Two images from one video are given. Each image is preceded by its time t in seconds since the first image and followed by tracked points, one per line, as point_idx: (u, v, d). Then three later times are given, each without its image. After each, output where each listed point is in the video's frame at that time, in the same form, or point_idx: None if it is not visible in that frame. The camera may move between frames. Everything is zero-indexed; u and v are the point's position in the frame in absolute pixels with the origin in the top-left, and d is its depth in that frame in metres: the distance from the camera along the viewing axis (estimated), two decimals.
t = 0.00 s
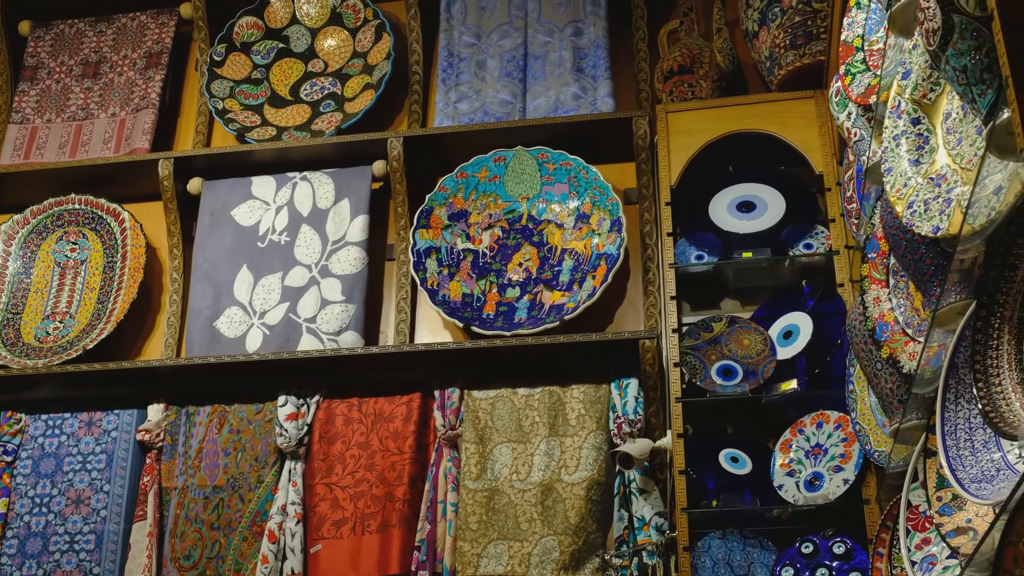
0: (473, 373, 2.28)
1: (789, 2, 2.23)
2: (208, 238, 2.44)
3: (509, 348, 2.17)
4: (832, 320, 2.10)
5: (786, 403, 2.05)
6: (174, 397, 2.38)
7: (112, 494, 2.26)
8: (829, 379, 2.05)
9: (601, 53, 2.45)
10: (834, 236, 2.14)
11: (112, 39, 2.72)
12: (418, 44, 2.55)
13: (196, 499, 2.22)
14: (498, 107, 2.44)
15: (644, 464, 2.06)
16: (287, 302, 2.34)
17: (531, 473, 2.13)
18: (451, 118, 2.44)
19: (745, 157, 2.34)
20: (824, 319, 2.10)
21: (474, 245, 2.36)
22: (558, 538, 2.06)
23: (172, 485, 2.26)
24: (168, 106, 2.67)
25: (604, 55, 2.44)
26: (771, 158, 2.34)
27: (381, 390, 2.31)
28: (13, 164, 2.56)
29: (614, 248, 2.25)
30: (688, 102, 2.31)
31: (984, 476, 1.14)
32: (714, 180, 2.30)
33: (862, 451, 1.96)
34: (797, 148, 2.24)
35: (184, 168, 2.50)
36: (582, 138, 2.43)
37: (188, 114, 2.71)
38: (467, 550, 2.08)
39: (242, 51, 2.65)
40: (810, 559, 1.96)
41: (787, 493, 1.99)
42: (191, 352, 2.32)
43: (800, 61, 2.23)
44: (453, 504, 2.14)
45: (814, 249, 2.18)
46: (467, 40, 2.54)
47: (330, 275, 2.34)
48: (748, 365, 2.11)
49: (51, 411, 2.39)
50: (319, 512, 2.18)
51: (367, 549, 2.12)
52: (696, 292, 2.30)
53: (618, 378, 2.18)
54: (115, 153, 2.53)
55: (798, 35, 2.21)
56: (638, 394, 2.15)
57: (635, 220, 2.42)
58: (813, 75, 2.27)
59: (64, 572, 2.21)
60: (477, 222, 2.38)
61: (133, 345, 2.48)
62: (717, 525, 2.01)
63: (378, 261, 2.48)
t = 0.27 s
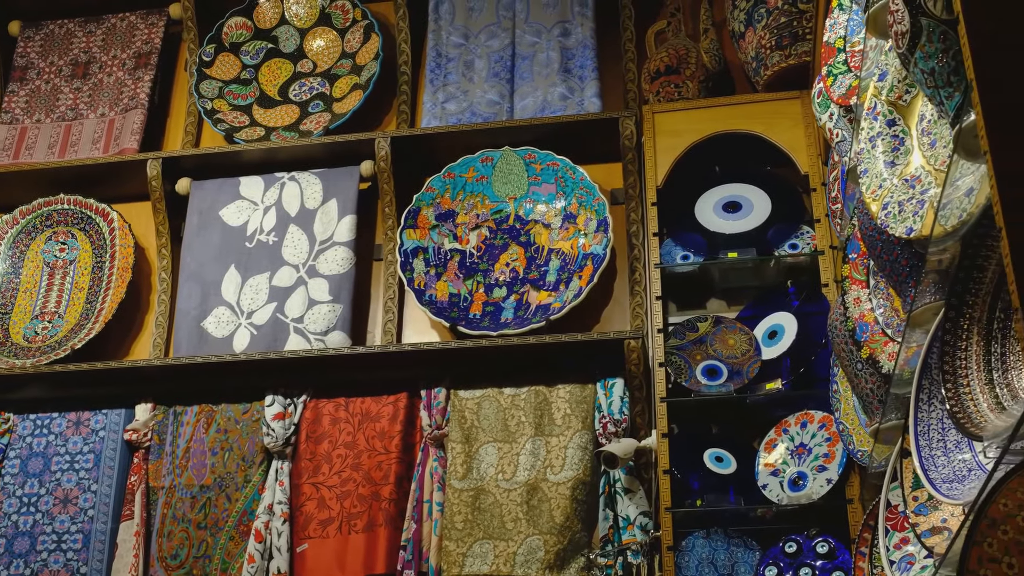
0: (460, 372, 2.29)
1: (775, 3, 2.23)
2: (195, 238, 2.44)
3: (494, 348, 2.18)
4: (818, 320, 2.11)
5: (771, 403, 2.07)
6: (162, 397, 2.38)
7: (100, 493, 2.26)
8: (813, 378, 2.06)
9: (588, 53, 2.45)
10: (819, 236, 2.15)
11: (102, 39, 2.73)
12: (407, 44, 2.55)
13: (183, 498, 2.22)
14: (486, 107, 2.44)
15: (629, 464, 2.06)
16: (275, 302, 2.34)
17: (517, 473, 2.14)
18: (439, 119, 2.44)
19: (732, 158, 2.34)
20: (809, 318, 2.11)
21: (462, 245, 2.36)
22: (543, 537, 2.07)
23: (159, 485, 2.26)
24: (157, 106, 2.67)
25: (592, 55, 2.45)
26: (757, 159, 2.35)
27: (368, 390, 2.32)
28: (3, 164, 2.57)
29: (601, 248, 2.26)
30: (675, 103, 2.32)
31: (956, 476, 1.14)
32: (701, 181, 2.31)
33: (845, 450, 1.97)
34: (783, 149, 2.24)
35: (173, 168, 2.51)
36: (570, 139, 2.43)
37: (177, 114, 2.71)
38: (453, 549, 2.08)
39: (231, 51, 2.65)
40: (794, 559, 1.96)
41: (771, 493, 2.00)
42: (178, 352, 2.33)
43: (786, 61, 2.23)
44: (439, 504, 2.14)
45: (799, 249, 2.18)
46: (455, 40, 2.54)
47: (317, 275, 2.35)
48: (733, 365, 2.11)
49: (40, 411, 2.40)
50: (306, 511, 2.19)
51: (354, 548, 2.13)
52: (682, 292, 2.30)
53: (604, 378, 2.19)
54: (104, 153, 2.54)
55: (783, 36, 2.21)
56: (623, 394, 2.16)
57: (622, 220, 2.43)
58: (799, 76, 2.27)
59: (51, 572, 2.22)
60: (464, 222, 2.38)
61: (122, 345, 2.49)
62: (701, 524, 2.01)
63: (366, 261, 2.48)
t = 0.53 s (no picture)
0: (447, 373, 2.29)
1: (762, 4, 2.24)
2: (184, 239, 2.45)
3: (482, 349, 2.19)
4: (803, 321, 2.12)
5: (757, 404, 2.07)
6: (151, 397, 2.38)
7: (88, 494, 2.27)
8: (799, 380, 2.07)
9: (576, 55, 2.46)
10: (805, 237, 2.15)
11: (92, 40, 2.73)
12: (396, 46, 2.56)
13: (171, 499, 2.23)
14: (474, 108, 2.45)
15: (614, 465, 2.07)
16: (263, 303, 2.35)
17: (503, 474, 2.14)
18: (427, 120, 2.45)
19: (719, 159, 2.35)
20: (795, 320, 2.13)
21: (450, 247, 2.37)
22: (530, 538, 2.07)
23: (147, 485, 2.27)
24: (147, 107, 2.68)
25: (580, 57, 2.45)
26: (744, 160, 2.35)
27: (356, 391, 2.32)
28: None
29: (588, 249, 2.26)
30: (662, 104, 2.32)
31: (930, 476, 1.08)
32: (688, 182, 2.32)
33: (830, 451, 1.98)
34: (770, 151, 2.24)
35: (162, 169, 2.51)
36: (558, 140, 2.44)
37: (167, 115, 2.72)
38: (440, 550, 2.08)
39: (221, 53, 2.65)
40: (778, 559, 1.96)
41: (756, 493, 2.01)
42: (166, 353, 2.33)
43: (773, 63, 2.24)
44: (426, 505, 2.15)
45: (786, 250, 2.19)
46: (445, 41, 2.55)
47: (306, 276, 2.35)
48: (719, 366, 2.11)
49: (29, 411, 2.41)
50: (293, 512, 2.19)
51: (341, 549, 2.13)
52: (670, 292, 2.30)
53: (591, 379, 2.20)
54: (93, 154, 2.54)
55: (770, 38, 2.22)
56: (610, 394, 2.17)
57: (609, 221, 2.44)
58: (786, 78, 2.28)
59: (39, 572, 2.22)
60: (452, 223, 2.39)
61: (111, 345, 2.50)
62: (686, 525, 2.02)
63: (355, 262, 2.49)
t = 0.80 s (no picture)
0: (437, 372, 2.30)
1: (752, 4, 2.24)
2: (176, 238, 2.45)
3: (471, 348, 2.19)
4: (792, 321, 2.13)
5: (746, 403, 2.07)
6: (142, 396, 2.39)
7: (79, 493, 2.27)
8: (788, 378, 2.07)
9: (567, 55, 2.46)
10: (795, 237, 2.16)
11: (85, 40, 2.74)
12: (388, 46, 2.57)
13: (162, 498, 2.23)
14: (465, 108, 2.45)
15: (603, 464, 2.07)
16: (254, 302, 2.35)
17: (493, 473, 2.14)
18: (418, 119, 2.46)
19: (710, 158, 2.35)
20: (784, 319, 2.13)
21: (440, 246, 2.37)
22: (519, 537, 2.07)
23: (138, 484, 2.27)
24: (139, 107, 2.68)
25: (571, 57, 2.46)
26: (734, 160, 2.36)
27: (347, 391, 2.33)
28: None
29: (578, 249, 2.26)
30: (652, 104, 2.33)
31: (910, 476, 1.11)
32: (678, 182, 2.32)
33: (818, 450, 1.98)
34: (760, 151, 2.25)
35: (154, 169, 2.51)
36: (549, 139, 2.44)
37: (160, 115, 2.73)
38: (429, 548, 2.09)
39: (213, 52, 2.66)
40: (767, 558, 1.97)
41: (745, 493, 2.00)
42: (158, 352, 2.34)
43: (763, 63, 2.24)
44: (416, 503, 2.16)
45: (775, 250, 2.19)
46: (436, 41, 2.56)
47: (297, 276, 2.35)
48: (708, 365, 2.12)
49: (21, 411, 2.42)
50: (283, 511, 2.20)
51: (330, 548, 2.13)
52: (660, 291, 2.30)
53: (580, 378, 2.21)
54: (85, 153, 2.54)
55: (760, 38, 2.22)
56: (599, 394, 2.17)
57: (600, 221, 2.44)
58: (775, 78, 2.28)
59: (30, 571, 2.22)
60: (443, 223, 2.39)
61: (103, 345, 2.50)
62: (675, 523, 2.02)
63: (346, 261, 2.49)
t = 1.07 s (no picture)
0: (428, 372, 2.30)
1: (742, 4, 2.24)
2: (168, 238, 2.46)
3: (462, 348, 2.19)
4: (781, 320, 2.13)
5: (736, 403, 2.07)
6: (134, 396, 2.39)
7: (70, 492, 2.28)
8: (777, 379, 2.09)
9: (558, 55, 2.47)
10: (784, 237, 2.16)
11: (78, 40, 2.75)
12: (379, 46, 2.57)
13: (153, 497, 2.24)
14: (456, 108, 2.46)
15: (593, 463, 2.07)
16: (245, 302, 2.36)
17: (483, 472, 2.15)
18: (410, 120, 2.46)
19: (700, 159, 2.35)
20: (773, 318, 2.14)
21: (432, 246, 2.37)
22: (509, 536, 2.07)
23: (129, 483, 2.27)
24: (132, 107, 2.69)
25: (562, 57, 2.46)
26: (725, 160, 2.36)
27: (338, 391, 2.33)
28: None
29: (569, 249, 2.26)
30: (643, 105, 2.33)
31: (890, 475, 1.13)
32: (669, 182, 2.32)
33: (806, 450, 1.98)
34: (750, 151, 2.25)
35: (146, 169, 2.52)
36: (539, 140, 2.45)
37: (152, 115, 2.73)
38: (419, 548, 2.09)
39: (205, 53, 2.66)
40: (755, 557, 1.97)
41: (733, 492, 2.01)
42: (149, 352, 2.34)
43: (753, 64, 2.24)
44: (406, 503, 2.16)
45: (765, 250, 2.19)
46: (428, 42, 2.56)
47: (288, 276, 2.36)
48: (697, 365, 2.12)
49: (13, 410, 2.42)
50: (274, 510, 2.20)
51: (321, 547, 2.14)
52: (651, 291, 2.31)
53: (570, 378, 2.21)
54: (77, 154, 2.55)
55: (750, 38, 2.22)
56: (588, 394, 2.17)
57: (590, 221, 2.45)
58: (766, 79, 2.28)
59: (21, 570, 2.23)
60: (434, 223, 2.39)
61: (95, 344, 2.51)
62: (664, 523, 2.03)
63: (338, 261, 2.50)
